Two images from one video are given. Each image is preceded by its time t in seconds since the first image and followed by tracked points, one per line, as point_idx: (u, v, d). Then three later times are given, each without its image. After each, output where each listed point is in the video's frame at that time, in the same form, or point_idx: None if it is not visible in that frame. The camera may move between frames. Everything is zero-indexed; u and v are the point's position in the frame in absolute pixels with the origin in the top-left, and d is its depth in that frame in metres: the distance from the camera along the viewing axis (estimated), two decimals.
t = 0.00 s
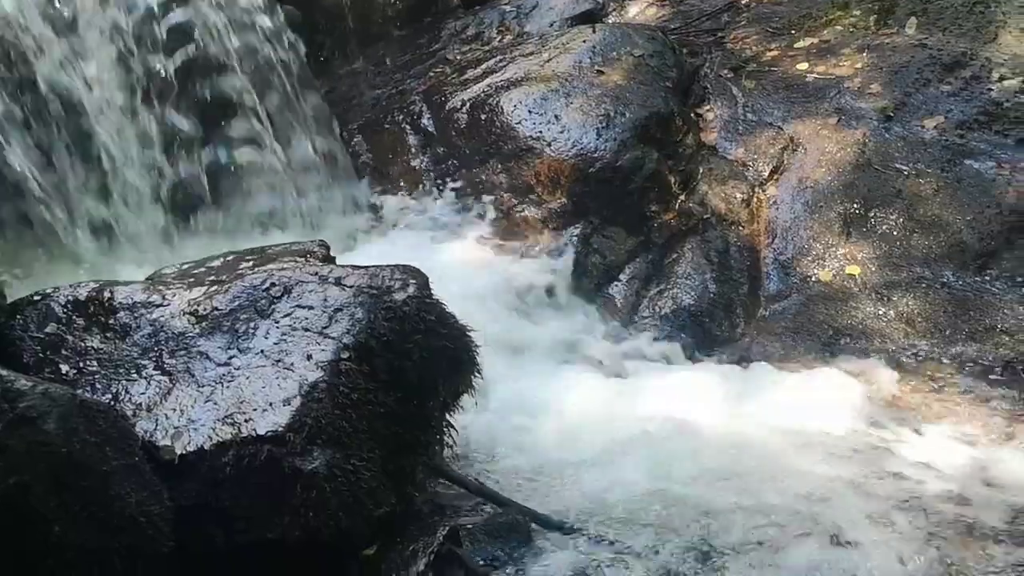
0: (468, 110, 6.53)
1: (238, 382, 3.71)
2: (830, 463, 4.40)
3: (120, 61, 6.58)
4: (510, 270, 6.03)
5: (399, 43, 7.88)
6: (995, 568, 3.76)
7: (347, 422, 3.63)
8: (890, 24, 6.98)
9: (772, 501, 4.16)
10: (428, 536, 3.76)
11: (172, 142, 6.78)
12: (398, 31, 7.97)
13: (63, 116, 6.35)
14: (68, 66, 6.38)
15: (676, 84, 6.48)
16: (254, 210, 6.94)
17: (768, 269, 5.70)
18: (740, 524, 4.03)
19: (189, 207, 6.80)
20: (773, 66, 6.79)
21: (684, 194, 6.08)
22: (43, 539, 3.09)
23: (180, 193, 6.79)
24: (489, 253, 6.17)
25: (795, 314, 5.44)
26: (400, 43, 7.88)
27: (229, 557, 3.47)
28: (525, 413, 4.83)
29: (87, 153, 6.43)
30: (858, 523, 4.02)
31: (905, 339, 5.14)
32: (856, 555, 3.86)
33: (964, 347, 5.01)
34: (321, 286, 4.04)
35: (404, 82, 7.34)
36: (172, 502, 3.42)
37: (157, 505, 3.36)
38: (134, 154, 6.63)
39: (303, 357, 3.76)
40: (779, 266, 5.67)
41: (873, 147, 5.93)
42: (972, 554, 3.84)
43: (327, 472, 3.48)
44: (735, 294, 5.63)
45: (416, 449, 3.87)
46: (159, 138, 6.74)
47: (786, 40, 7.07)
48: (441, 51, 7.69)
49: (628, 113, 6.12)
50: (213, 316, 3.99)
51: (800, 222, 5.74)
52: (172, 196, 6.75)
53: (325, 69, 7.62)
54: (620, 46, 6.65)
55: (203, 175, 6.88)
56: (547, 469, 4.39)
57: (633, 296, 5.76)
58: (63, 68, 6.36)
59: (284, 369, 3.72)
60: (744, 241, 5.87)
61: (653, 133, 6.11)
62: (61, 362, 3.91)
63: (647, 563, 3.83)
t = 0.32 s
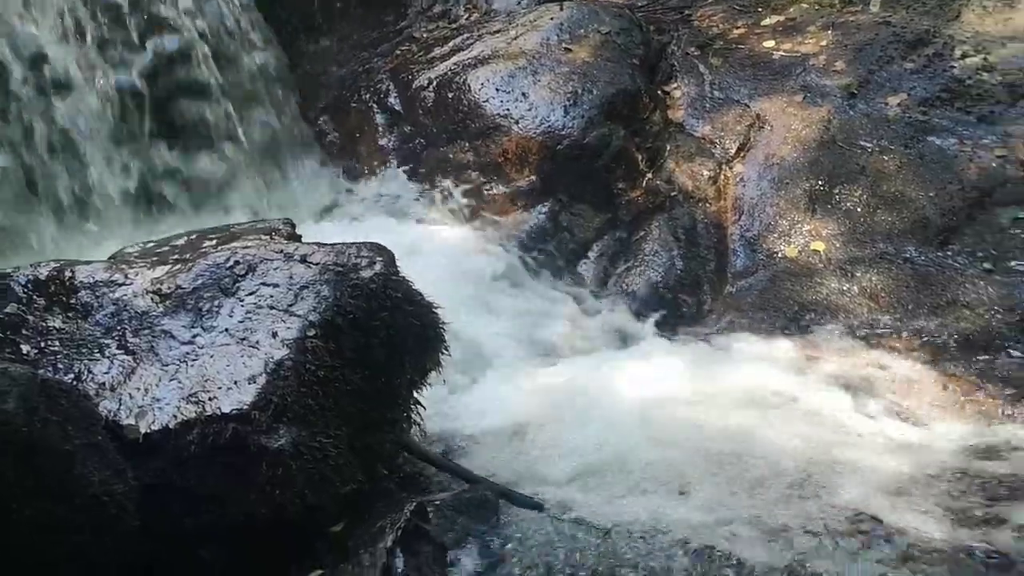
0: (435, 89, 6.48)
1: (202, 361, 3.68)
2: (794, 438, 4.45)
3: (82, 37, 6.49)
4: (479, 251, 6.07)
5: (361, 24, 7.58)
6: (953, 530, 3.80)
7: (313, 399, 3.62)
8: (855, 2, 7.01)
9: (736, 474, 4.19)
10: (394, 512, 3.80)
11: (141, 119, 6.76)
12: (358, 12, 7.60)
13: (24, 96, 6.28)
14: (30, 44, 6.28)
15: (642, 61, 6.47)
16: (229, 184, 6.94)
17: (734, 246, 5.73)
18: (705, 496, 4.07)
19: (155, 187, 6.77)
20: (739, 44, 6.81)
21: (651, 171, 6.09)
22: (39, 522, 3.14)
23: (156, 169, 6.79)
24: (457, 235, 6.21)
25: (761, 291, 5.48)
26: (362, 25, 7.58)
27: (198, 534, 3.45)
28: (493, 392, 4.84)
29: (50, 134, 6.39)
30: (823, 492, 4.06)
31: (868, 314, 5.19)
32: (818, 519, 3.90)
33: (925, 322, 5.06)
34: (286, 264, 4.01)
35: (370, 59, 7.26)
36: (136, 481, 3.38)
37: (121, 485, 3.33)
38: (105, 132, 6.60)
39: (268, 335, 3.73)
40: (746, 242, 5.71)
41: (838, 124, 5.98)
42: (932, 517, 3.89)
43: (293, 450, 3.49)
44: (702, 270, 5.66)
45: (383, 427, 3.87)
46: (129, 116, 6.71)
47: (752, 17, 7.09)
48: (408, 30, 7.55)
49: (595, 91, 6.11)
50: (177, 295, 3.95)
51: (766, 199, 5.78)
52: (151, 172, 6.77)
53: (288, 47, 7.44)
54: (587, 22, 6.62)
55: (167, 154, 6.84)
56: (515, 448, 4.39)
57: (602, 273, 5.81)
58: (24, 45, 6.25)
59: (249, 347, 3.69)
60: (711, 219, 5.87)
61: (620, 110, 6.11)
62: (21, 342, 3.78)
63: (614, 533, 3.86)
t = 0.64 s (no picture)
0: (398, 64, 6.44)
1: (163, 337, 3.63)
2: (757, 406, 4.48)
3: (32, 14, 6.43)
4: (446, 224, 6.03)
5: None
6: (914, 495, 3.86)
7: (276, 373, 3.61)
8: None
9: (699, 447, 4.21)
10: (360, 486, 3.82)
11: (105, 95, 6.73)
12: None
13: None
14: None
15: (606, 34, 6.46)
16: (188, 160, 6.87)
17: (698, 219, 5.73)
18: (671, 463, 4.12)
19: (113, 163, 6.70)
20: (702, 17, 6.83)
21: (616, 145, 6.09)
22: (29, 526, 3.27)
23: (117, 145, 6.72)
24: (423, 207, 6.16)
25: (726, 262, 5.52)
26: None
27: (158, 509, 3.46)
28: (460, 368, 4.87)
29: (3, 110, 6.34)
30: (788, 459, 4.10)
31: (830, 286, 5.23)
32: (781, 486, 3.96)
33: (885, 292, 5.11)
34: (247, 240, 3.97)
35: (333, 36, 7.03)
36: (95, 459, 3.37)
37: (81, 462, 3.35)
38: (69, 110, 6.59)
39: (229, 310, 3.70)
40: (710, 215, 5.71)
41: (800, 97, 6.01)
42: (891, 479, 3.96)
43: (256, 425, 3.48)
44: (667, 244, 5.70)
45: (347, 402, 3.89)
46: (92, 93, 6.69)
47: None
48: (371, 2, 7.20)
49: (559, 65, 6.09)
50: (136, 271, 3.89)
51: (730, 172, 5.79)
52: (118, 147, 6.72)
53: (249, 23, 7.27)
54: None
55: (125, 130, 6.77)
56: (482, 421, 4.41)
57: (568, 248, 5.83)
58: None
59: (210, 323, 3.66)
60: (675, 192, 5.88)
61: (584, 83, 6.10)
62: None
63: (581, 507, 3.90)
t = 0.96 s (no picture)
0: (367, 49, 6.40)
1: (131, 325, 3.60)
2: (727, 389, 4.51)
3: None
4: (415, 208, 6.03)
5: None
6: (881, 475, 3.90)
7: (245, 360, 3.59)
8: None
9: (669, 429, 4.24)
10: (332, 472, 3.78)
11: (70, 80, 6.59)
12: None
13: None
14: None
15: (575, 19, 6.46)
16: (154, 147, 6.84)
17: (669, 203, 5.78)
18: (641, 444, 4.15)
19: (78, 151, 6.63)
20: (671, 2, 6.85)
21: (587, 129, 6.09)
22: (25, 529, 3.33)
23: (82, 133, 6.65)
24: (393, 193, 6.14)
25: (695, 246, 5.56)
26: None
27: (133, 500, 3.45)
28: (431, 353, 4.87)
29: None
30: (756, 439, 4.15)
31: (798, 268, 5.28)
32: (751, 467, 3.99)
33: (853, 274, 5.16)
34: (215, 227, 3.94)
35: (301, 21, 6.91)
36: (62, 449, 3.36)
37: (49, 451, 3.34)
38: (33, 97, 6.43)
39: (198, 298, 3.67)
40: (680, 199, 5.77)
41: (769, 81, 6.07)
42: (856, 459, 3.99)
43: (226, 412, 3.46)
44: (637, 227, 5.72)
45: (317, 388, 3.90)
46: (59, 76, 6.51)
47: None
48: None
49: (529, 50, 6.08)
50: (103, 260, 3.85)
51: (699, 156, 5.85)
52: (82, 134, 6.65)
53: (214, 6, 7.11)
54: None
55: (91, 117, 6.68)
56: (455, 406, 4.42)
57: (540, 234, 5.82)
58: None
59: (178, 311, 3.63)
60: (645, 176, 5.91)
61: (554, 69, 6.10)
62: None
63: (553, 490, 3.92)
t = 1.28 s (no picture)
0: (341, 41, 6.36)
1: (101, 318, 3.56)
2: (701, 379, 4.53)
3: None
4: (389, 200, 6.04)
5: None
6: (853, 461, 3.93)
7: (218, 352, 3.57)
8: None
9: (642, 418, 4.26)
10: (306, 464, 3.81)
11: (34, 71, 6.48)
12: None
13: None
14: None
15: (549, 10, 6.43)
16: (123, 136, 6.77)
17: (643, 194, 5.82)
18: (616, 433, 4.17)
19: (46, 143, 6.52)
20: None
21: (561, 121, 6.11)
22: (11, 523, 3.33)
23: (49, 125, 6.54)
24: (368, 187, 6.15)
25: (669, 238, 5.58)
26: None
27: (109, 495, 3.43)
28: (404, 346, 4.85)
29: None
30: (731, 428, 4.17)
31: (772, 258, 5.30)
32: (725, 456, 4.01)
33: (825, 264, 5.18)
34: (186, 219, 3.91)
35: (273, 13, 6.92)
36: (32, 444, 3.32)
37: (19, 447, 3.31)
38: None
39: (169, 290, 3.63)
40: (654, 190, 5.81)
41: (742, 72, 6.12)
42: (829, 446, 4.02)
43: (198, 405, 3.45)
44: (612, 219, 5.72)
45: (290, 379, 3.90)
46: (25, 62, 6.43)
47: None
48: None
49: (503, 41, 6.05)
50: (72, 252, 3.81)
51: (673, 147, 5.89)
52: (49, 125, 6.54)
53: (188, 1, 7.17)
54: None
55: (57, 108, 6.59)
56: (431, 395, 4.44)
57: (516, 225, 5.81)
58: None
59: (149, 303, 3.59)
60: (620, 167, 5.94)
61: (528, 60, 6.06)
62: None
63: (529, 480, 3.92)
